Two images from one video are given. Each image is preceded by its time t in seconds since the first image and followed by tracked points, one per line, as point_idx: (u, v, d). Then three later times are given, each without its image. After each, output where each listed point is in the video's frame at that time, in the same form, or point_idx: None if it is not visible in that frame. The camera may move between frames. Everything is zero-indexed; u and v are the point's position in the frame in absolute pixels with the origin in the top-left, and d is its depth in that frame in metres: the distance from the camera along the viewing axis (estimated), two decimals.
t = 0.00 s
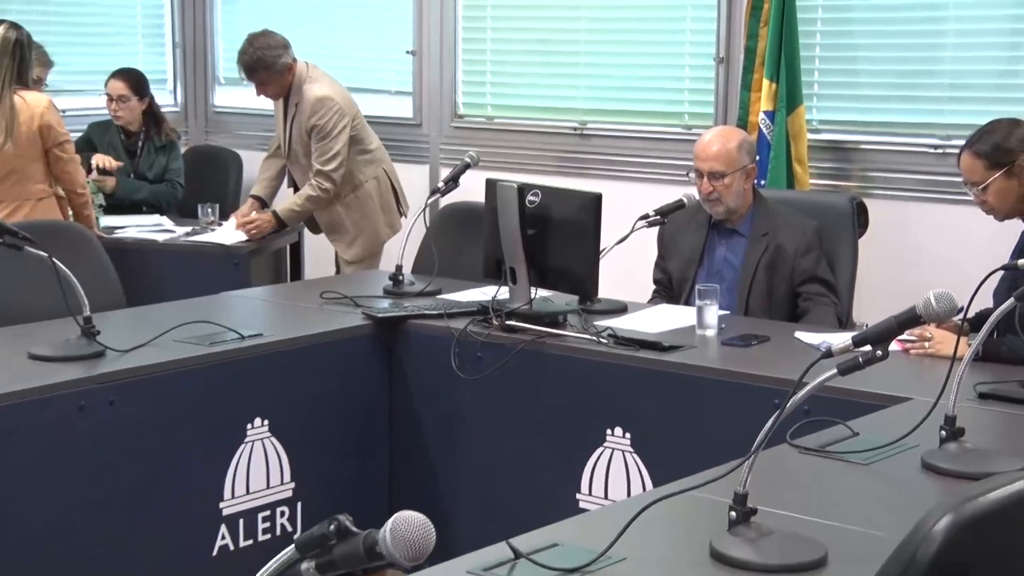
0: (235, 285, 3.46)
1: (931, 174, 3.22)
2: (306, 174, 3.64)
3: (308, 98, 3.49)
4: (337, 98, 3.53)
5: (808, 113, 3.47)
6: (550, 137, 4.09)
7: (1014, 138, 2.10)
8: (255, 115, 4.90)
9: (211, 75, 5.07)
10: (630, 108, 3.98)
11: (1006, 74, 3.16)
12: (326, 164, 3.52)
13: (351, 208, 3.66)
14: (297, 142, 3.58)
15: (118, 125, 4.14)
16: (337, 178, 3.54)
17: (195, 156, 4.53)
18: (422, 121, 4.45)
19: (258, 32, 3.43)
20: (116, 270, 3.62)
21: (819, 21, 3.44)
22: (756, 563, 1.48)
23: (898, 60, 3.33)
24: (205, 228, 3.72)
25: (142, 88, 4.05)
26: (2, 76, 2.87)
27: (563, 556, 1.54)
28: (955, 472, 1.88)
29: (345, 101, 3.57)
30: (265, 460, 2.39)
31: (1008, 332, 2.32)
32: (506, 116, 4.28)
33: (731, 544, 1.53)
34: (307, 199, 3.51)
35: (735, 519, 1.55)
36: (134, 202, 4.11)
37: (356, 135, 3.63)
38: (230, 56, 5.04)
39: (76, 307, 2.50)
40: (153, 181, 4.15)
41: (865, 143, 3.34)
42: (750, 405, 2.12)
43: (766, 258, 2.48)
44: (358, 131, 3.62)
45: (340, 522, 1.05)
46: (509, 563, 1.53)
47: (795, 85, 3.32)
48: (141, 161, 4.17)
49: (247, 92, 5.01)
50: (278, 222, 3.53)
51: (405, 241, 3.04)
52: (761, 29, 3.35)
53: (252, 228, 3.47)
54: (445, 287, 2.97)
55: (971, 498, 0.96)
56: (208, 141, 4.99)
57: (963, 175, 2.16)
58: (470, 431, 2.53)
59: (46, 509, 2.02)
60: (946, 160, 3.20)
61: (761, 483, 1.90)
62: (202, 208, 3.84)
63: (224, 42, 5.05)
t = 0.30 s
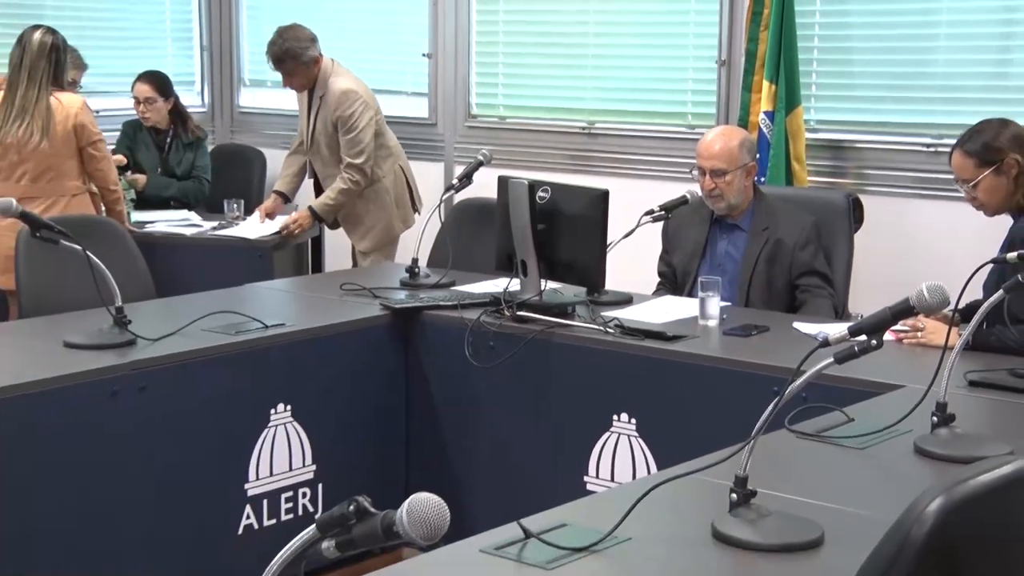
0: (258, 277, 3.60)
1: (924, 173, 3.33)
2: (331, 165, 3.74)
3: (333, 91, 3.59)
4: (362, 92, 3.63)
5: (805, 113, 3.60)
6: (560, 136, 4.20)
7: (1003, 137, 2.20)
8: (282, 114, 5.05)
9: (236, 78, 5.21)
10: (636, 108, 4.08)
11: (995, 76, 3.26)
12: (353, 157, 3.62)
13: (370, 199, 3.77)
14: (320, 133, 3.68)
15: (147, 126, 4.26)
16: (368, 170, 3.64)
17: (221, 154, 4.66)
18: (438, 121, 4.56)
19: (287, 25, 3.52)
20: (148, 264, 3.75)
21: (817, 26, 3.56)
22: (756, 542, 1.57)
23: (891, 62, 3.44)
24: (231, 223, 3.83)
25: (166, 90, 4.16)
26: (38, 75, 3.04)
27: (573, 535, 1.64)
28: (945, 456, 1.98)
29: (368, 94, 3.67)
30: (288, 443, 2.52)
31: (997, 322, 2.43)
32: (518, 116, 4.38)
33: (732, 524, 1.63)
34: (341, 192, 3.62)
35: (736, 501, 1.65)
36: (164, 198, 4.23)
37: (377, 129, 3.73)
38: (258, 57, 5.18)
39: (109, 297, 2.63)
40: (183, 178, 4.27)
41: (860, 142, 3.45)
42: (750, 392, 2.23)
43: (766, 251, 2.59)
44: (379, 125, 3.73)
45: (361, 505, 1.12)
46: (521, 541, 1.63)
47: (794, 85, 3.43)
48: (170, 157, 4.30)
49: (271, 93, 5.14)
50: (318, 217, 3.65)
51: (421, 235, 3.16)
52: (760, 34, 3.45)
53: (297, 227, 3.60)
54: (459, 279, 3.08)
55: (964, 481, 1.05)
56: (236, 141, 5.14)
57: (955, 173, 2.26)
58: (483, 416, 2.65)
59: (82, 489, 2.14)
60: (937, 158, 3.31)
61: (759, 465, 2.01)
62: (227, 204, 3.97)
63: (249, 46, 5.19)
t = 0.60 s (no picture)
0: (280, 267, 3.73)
1: (917, 168, 3.43)
2: (352, 155, 3.86)
3: (359, 82, 3.73)
4: (387, 85, 3.76)
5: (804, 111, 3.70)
6: (570, 133, 4.31)
7: (994, 134, 2.29)
8: (305, 112, 5.20)
9: (261, 77, 5.38)
10: (642, 107, 4.19)
11: (988, 76, 3.36)
12: (374, 148, 3.72)
13: (385, 189, 3.88)
14: (343, 122, 3.81)
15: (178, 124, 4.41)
16: (388, 162, 3.75)
17: (246, 152, 4.79)
18: (453, 119, 4.67)
19: (322, 16, 3.68)
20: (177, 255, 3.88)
21: (816, 28, 3.67)
22: (756, 522, 1.67)
23: (888, 62, 3.54)
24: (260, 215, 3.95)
25: (195, 87, 4.32)
26: (75, 72, 3.17)
27: (582, 515, 1.74)
28: (937, 439, 2.08)
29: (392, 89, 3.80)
30: (310, 426, 2.65)
31: (988, 311, 2.53)
32: (530, 113, 4.49)
33: (733, 504, 1.73)
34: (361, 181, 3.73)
35: (737, 482, 1.74)
36: (194, 192, 4.35)
37: (399, 124, 3.85)
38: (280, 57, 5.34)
39: (142, 287, 2.75)
40: (211, 173, 4.39)
41: (857, 139, 3.55)
42: (751, 378, 2.34)
43: (767, 244, 2.69)
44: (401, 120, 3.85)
45: (379, 483, 1.14)
46: (532, 520, 1.72)
47: (795, 83, 3.53)
48: (201, 153, 4.42)
49: (296, 92, 5.31)
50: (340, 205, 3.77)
51: (437, 228, 3.28)
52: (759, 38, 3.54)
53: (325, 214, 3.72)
54: (472, 269, 3.19)
55: (956, 464, 1.11)
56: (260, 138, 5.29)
57: (947, 169, 2.35)
58: (495, 401, 2.77)
59: (117, 469, 2.27)
60: (932, 155, 3.41)
61: (757, 447, 2.12)
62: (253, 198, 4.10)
63: (273, 48, 5.36)
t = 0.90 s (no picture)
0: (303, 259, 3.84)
1: (912, 166, 3.53)
2: (372, 147, 4.00)
3: (386, 75, 3.87)
4: (412, 81, 3.90)
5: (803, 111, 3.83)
6: (579, 132, 4.43)
7: (985, 133, 2.40)
8: (327, 112, 5.37)
9: (284, 78, 5.56)
10: (646, 107, 4.29)
11: (980, 77, 3.45)
12: (396, 140, 3.86)
13: (400, 182, 4.01)
14: (366, 112, 3.94)
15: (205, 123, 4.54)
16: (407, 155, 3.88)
17: (270, 149, 4.94)
18: (467, 118, 4.80)
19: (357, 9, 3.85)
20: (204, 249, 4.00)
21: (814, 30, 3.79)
22: (758, 504, 1.77)
23: (885, 64, 3.64)
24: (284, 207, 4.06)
25: (222, 89, 4.45)
26: (108, 73, 3.29)
27: (590, 497, 1.84)
28: (930, 424, 2.18)
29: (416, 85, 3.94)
30: (330, 412, 2.77)
31: (979, 303, 2.63)
32: (541, 112, 4.62)
33: (735, 485, 1.84)
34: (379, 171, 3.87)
35: (740, 466, 1.87)
36: (220, 187, 4.49)
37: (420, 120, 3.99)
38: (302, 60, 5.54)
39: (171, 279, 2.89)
40: (237, 170, 4.52)
41: (854, 138, 3.66)
42: (752, 366, 2.45)
43: (767, 237, 2.80)
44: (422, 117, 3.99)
45: (396, 466, 1.15)
46: (543, 502, 1.82)
47: (795, 84, 3.64)
48: (227, 151, 4.54)
49: (317, 93, 5.49)
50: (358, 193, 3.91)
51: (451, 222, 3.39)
52: (759, 38, 3.66)
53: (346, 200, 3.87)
54: (485, 262, 3.31)
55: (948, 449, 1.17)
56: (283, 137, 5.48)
57: (941, 166, 2.46)
58: (508, 387, 2.89)
59: (147, 449, 2.39)
60: (926, 152, 3.51)
61: (757, 433, 2.23)
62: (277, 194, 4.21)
63: (296, 53, 5.55)
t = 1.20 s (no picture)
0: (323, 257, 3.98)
1: (906, 167, 3.64)
2: (392, 145, 4.16)
3: (411, 76, 4.05)
4: (436, 84, 4.08)
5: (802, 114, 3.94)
6: (588, 134, 4.54)
7: (977, 136, 2.50)
8: (348, 115, 5.55)
9: (305, 81, 5.74)
10: (652, 110, 4.40)
11: (971, 82, 3.56)
12: (416, 139, 4.03)
13: (416, 181, 4.17)
14: (389, 111, 4.12)
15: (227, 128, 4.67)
16: (424, 153, 4.05)
17: (292, 152, 5.10)
18: (479, 121, 4.92)
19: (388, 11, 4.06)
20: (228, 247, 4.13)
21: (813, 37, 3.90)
22: (759, 490, 1.88)
23: (881, 70, 3.75)
24: (303, 205, 4.19)
25: (249, 94, 4.60)
26: (138, 80, 3.45)
27: (597, 484, 1.95)
28: (924, 415, 2.28)
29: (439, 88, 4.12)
30: (349, 401, 2.90)
31: (971, 298, 2.74)
32: (552, 116, 4.73)
33: (736, 473, 1.96)
34: (394, 166, 4.04)
35: (740, 454, 1.98)
36: (243, 187, 4.64)
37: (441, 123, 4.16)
38: (324, 64, 5.70)
39: (197, 275, 3.02)
40: (259, 171, 4.66)
41: (852, 141, 3.77)
42: (752, 359, 2.56)
43: (768, 235, 2.90)
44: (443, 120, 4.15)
45: (411, 454, 1.18)
46: (552, 487, 1.93)
47: (795, 88, 3.75)
48: (248, 155, 4.69)
49: (337, 97, 5.68)
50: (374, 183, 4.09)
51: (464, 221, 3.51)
52: (759, 43, 3.79)
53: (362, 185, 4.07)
54: (496, 259, 3.44)
55: (942, 438, 1.20)
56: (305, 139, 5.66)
57: (934, 166, 2.56)
58: (519, 378, 3.01)
59: (175, 436, 2.52)
60: (917, 155, 3.62)
61: (756, 422, 2.34)
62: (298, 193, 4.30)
63: (317, 57, 5.72)
